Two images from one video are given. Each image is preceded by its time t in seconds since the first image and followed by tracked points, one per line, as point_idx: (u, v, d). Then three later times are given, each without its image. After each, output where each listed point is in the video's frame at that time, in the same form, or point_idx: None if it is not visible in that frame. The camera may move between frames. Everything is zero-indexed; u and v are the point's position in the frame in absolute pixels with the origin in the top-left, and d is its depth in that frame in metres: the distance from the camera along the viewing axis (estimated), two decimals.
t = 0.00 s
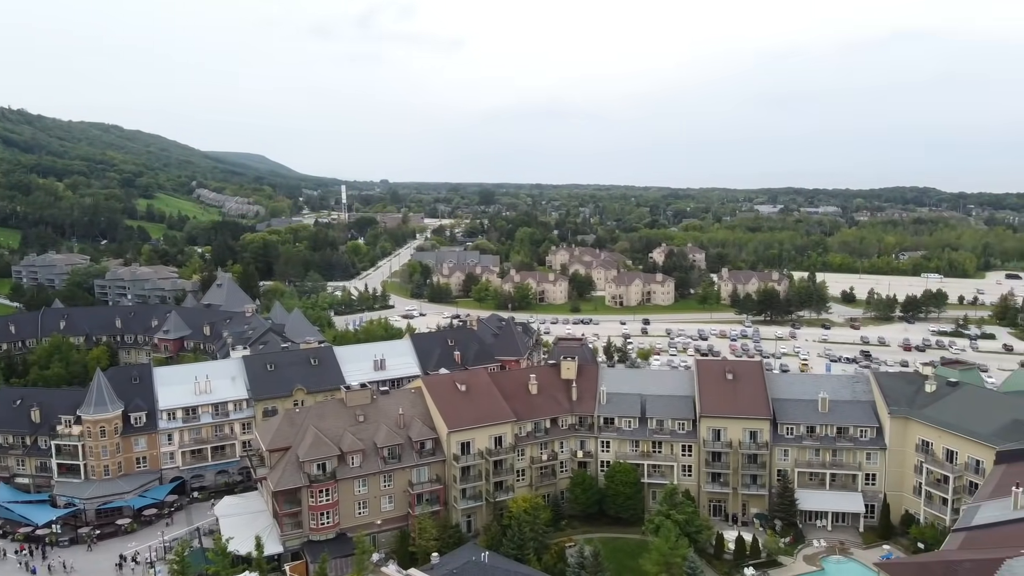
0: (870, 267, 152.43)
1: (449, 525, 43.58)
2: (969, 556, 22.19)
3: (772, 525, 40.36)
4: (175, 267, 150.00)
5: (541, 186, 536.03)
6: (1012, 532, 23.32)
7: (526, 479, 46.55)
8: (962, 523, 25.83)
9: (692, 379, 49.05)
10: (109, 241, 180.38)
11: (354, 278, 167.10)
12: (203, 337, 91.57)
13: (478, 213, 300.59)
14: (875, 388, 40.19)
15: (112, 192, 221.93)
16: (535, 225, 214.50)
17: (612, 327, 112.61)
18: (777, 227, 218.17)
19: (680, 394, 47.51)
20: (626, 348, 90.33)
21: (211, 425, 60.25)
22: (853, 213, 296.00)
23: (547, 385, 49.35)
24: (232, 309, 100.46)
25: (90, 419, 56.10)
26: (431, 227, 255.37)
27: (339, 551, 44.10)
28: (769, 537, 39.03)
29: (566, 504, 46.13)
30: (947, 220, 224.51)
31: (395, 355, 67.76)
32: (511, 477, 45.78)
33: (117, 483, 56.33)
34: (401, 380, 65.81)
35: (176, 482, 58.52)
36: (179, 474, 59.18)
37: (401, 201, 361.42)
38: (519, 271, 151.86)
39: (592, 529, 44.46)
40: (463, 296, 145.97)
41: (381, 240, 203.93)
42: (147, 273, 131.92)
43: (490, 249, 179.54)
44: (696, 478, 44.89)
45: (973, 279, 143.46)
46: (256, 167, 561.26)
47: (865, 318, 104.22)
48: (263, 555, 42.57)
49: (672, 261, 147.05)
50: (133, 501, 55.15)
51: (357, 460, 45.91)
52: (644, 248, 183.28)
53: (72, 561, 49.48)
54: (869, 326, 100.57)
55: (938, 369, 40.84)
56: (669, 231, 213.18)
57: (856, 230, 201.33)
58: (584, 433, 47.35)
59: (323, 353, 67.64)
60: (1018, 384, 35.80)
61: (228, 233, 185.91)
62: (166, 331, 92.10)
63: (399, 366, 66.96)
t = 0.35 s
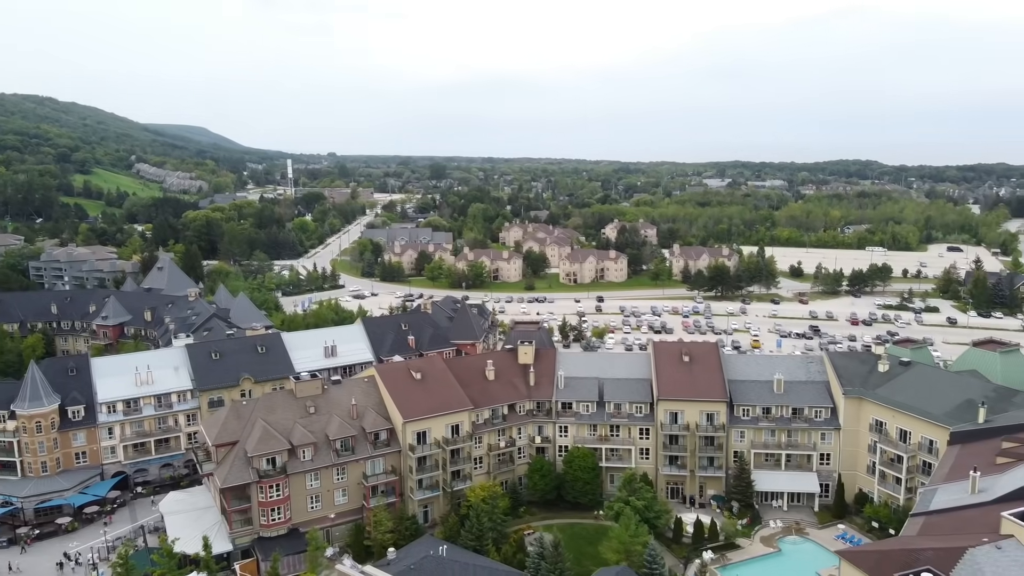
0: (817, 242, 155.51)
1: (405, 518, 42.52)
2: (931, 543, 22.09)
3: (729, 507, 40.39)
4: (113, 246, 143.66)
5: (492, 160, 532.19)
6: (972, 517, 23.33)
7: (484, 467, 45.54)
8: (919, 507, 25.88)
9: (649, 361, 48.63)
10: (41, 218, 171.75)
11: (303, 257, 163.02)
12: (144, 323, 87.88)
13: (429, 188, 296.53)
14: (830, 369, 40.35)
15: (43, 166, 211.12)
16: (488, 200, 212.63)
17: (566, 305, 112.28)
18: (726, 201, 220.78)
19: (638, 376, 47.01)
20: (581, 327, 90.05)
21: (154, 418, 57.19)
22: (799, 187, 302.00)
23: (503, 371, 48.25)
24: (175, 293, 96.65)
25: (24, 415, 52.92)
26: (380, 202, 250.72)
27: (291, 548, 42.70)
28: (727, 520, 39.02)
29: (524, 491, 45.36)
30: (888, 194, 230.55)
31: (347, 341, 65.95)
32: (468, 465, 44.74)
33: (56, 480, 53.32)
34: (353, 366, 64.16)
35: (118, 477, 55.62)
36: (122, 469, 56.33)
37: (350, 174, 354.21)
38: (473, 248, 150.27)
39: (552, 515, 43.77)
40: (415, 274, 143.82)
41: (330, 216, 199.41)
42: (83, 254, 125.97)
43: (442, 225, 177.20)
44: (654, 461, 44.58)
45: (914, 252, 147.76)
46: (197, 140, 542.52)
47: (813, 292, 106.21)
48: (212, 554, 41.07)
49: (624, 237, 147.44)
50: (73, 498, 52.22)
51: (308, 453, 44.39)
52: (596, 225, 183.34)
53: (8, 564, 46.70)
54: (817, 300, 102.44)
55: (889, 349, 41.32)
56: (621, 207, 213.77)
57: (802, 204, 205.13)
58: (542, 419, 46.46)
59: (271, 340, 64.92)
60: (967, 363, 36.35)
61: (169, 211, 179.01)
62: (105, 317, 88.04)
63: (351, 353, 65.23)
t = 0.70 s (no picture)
0: (766, 214, 157.72)
1: (360, 510, 41.41)
2: (893, 531, 22.14)
3: (687, 488, 40.16)
4: (45, 225, 136.73)
5: (443, 132, 525.48)
6: (931, 501, 23.50)
7: (441, 455, 44.37)
8: (878, 490, 26.00)
9: (606, 343, 47.97)
10: None
11: (249, 234, 158.18)
12: (82, 309, 83.81)
13: (379, 161, 291.04)
14: (784, 348, 40.37)
15: None
16: (439, 174, 209.50)
17: (521, 282, 111.45)
18: (676, 174, 222.19)
19: (595, 359, 46.36)
20: (536, 305, 89.38)
21: (93, 411, 53.65)
22: (747, 158, 306.05)
23: (459, 356, 47.02)
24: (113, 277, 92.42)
25: None
26: (328, 176, 244.77)
27: (241, 545, 41.25)
28: (685, 501, 38.76)
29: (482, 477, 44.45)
30: (833, 165, 235.05)
31: (295, 326, 63.79)
32: (425, 454, 43.56)
33: None
34: (303, 353, 62.13)
35: (59, 474, 51.44)
36: (61, 465, 52.17)
37: (296, 147, 345.11)
38: (425, 225, 148.01)
39: (511, 501, 42.91)
40: (366, 251, 140.98)
41: (276, 191, 193.86)
42: (14, 235, 119.63)
43: (393, 200, 174.00)
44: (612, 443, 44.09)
45: (859, 224, 151.20)
46: (135, 111, 521.12)
47: (763, 266, 107.63)
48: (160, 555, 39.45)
49: (577, 212, 147.04)
50: (11, 498, 47.75)
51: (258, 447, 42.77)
52: (549, 199, 182.52)
53: None
54: (767, 274, 103.83)
55: (842, 327, 41.60)
56: (573, 180, 213.28)
57: (751, 176, 207.73)
58: (500, 404, 45.37)
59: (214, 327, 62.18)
60: (920, 341, 36.75)
61: (106, 186, 171.23)
62: (39, 303, 83.56)
63: (300, 339, 63.10)
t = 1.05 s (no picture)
0: (716, 186, 159.01)
1: (315, 505, 40.19)
2: (855, 518, 22.08)
3: (646, 469, 39.66)
4: None
5: (391, 102, 515.44)
6: (891, 485, 23.58)
7: (397, 445, 43.14)
8: (837, 473, 26.00)
9: (564, 325, 47.12)
10: None
11: (192, 211, 152.65)
12: (14, 296, 79.44)
13: (326, 133, 284.10)
14: (742, 327, 40.17)
15: None
16: (389, 148, 205.40)
17: (475, 259, 109.99)
18: (628, 146, 222.40)
19: (552, 342, 45.48)
20: (490, 283, 88.22)
21: (29, 407, 50.07)
22: (696, 129, 308.41)
23: (415, 342, 45.65)
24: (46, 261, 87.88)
25: None
26: (273, 149, 237.42)
27: (190, 545, 39.66)
28: (644, 483, 38.22)
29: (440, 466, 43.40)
30: (780, 136, 238.36)
31: (241, 314, 61.27)
32: (381, 445, 42.29)
33: None
34: (251, 340, 59.76)
35: None
36: None
37: (239, 118, 334.01)
38: (375, 201, 144.98)
39: (471, 489, 41.99)
40: (314, 228, 137.56)
41: (219, 166, 187.30)
42: None
43: (342, 175, 169.85)
44: (571, 427, 43.50)
45: (806, 195, 153.78)
46: (66, 81, 496.83)
47: (715, 239, 108.46)
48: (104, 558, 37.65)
49: (530, 186, 145.85)
50: None
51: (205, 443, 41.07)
52: (501, 173, 180.66)
53: None
54: (718, 247, 104.63)
55: (797, 305, 41.68)
56: (525, 153, 211.56)
57: (700, 148, 209.19)
58: (458, 391, 44.18)
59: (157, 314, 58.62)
60: (874, 319, 37.01)
61: (36, 162, 162.62)
62: None
63: (246, 326, 60.65)
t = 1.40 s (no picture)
0: (667, 160, 159.63)
1: (267, 504, 38.74)
2: (819, 509, 21.84)
3: (605, 455, 38.90)
4: None
5: (337, 74, 502.80)
6: (852, 473, 23.49)
7: (352, 438, 41.81)
8: (798, 460, 25.82)
9: (521, 311, 46.03)
10: None
11: (131, 189, 146.35)
12: None
13: (270, 106, 275.67)
14: (698, 310, 39.82)
15: None
16: (336, 123, 200.27)
17: (428, 239, 108.12)
18: (579, 120, 221.61)
19: (508, 329, 44.39)
20: (445, 264, 86.71)
21: None
22: (646, 102, 309.13)
23: (368, 332, 44.17)
24: None
25: None
26: (215, 124, 229.26)
27: (136, 552, 37.81)
28: (604, 470, 37.54)
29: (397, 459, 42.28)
30: (728, 109, 240.68)
31: (184, 305, 58.48)
32: (335, 440, 40.92)
33: None
34: (195, 332, 57.17)
35: None
36: None
37: (178, 92, 321.63)
38: (323, 179, 141.18)
39: (429, 482, 41.03)
40: (259, 208, 133.35)
41: (159, 143, 179.95)
42: None
43: (288, 151, 164.86)
44: (530, 415, 42.75)
45: (754, 168, 155.63)
46: None
47: (667, 215, 108.72)
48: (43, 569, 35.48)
49: (482, 163, 143.93)
50: None
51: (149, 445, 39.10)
52: (453, 148, 178.07)
53: None
54: (671, 223, 104.94)
55: (752, 286, 41.60)
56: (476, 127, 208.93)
57: (651, 122, 209.72)
58: (414, 381, 42.95)
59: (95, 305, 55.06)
60: (829, 301, 37.17)
61: None
62: None
63: (190, 318, 57.89)
